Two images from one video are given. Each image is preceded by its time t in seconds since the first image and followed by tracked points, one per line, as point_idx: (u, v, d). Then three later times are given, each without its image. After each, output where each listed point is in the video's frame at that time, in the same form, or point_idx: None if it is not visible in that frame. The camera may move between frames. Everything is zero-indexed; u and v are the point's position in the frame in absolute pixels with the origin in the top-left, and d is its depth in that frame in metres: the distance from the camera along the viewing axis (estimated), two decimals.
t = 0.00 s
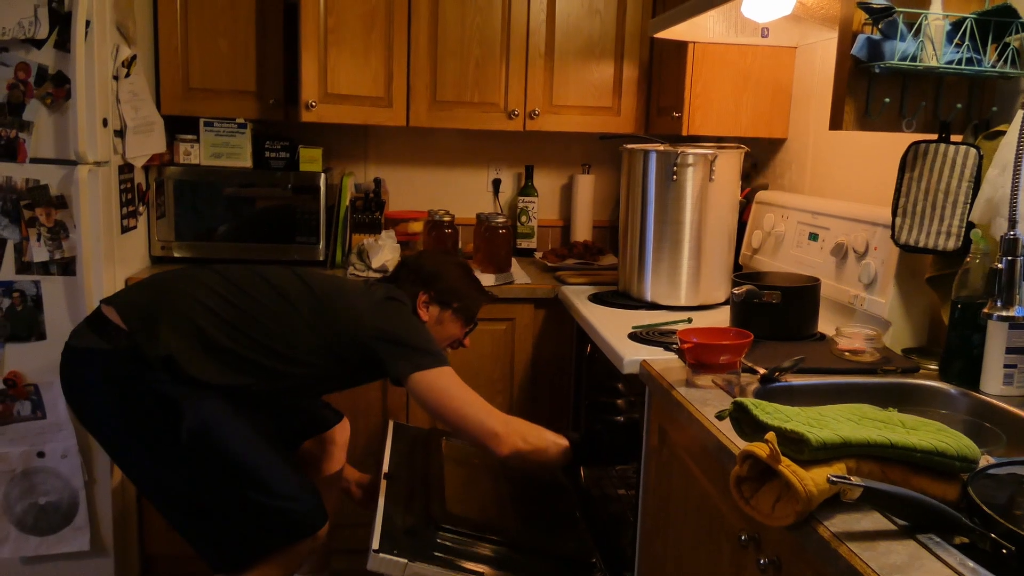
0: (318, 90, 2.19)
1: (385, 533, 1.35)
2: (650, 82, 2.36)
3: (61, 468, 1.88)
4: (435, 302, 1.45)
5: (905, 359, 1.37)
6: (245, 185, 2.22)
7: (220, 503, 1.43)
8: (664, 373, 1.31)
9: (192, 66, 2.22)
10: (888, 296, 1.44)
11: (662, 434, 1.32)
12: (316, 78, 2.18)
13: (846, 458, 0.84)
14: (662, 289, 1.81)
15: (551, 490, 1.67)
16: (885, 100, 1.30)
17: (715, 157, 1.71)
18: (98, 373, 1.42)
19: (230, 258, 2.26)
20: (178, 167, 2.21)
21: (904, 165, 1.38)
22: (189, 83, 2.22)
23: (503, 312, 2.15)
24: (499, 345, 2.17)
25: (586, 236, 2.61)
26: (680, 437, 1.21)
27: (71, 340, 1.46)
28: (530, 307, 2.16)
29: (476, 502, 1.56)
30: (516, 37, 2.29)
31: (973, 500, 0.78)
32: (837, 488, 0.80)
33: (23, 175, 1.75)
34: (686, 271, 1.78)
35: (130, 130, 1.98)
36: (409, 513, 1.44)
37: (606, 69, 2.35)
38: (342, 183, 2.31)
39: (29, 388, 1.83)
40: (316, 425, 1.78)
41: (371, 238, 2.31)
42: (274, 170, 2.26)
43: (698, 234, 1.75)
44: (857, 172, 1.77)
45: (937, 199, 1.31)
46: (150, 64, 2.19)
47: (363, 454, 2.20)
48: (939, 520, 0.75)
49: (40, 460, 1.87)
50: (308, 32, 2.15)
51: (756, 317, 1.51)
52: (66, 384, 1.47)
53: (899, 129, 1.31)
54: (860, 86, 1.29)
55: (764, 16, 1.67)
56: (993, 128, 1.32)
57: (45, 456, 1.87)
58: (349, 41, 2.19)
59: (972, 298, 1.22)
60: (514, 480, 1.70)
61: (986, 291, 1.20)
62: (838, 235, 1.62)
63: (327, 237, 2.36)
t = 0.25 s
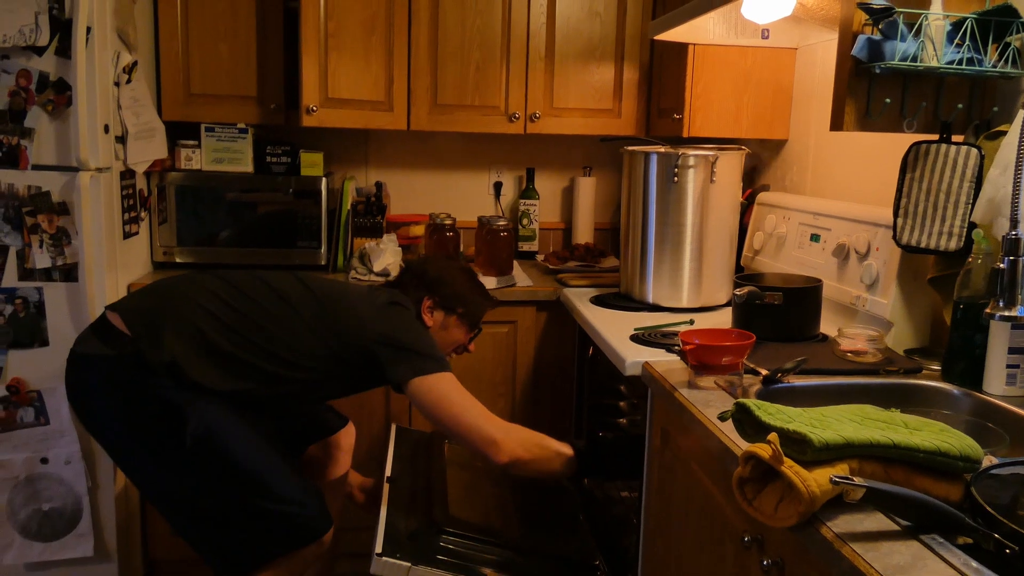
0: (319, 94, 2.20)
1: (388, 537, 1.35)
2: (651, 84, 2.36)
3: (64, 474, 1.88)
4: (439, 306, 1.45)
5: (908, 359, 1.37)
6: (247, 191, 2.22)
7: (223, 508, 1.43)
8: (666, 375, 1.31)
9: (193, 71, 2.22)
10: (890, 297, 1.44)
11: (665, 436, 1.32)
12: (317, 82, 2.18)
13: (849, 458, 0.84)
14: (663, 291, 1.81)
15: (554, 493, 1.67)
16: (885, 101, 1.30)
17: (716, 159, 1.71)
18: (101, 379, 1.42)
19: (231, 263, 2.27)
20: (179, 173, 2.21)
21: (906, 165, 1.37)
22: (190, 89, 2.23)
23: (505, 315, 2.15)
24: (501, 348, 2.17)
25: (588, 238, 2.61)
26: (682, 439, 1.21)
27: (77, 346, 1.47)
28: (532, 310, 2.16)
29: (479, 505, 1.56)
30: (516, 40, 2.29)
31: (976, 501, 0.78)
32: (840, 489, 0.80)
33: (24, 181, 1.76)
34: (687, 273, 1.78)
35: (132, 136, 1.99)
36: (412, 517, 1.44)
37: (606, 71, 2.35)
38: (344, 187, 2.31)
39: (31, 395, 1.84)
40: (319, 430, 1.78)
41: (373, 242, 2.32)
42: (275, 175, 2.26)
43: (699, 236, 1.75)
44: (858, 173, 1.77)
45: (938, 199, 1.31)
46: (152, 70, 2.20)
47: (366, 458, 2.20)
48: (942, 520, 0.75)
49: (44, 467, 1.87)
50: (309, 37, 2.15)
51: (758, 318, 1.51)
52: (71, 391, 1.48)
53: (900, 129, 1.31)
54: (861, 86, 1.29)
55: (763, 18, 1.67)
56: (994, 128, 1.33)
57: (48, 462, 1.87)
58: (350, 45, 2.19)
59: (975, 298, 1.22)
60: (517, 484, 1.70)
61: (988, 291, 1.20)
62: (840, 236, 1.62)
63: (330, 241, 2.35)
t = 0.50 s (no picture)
0: (320, 96, 2.20)
1: (388, 539, 1.35)
2: (653, 86, 2.36)
3: (64, 475, 1.88)
4: (444, 309, 1.45)
5: (908, 363, 1.37)
6: (248, 192, 2.23)
7: (224, 509, 1.43)
8: (667, 378, 1.31)
9: (195, 73, 2.22)
10: (891, 300, 1.44)
11: (666, 439, 1.31)
12: (319, 84, 2.19)
13: (849, 461, 0.84)
14: (664, 294, 1.81)
15: (554, 496, 1.67)
16: (886, 104, 1.30)
17: (717, 162, 1.71)
18: (103, 380, 1.42)
19: (232, 264, 2.27)
20: (181, 175, 2.21)
21: (907, 168, 1.37)
22: (192, 91, 2.23)
23: (506, 317, 2.15)
24: (502, 350, 2.17)
25: (589, 241, 2.61)
26: (683, 442, 1.21)
27: (81, 345, 1.47)
28: (533, 312, 2.16)
29: (479, 508, 1.56)
30: (517, 42, 2.29)
31: (976, 504, 0.78)
32: (840, 492, 0.80)
33: (26, 182, 1.76)
34: (688, 276, 1.78)
35: (133, 138, 1.99)
36: (412, 519, 1.44)
37: (607, 74, 2.35)
38: (345, 189, 2.31)
39: (32, 395, 1.84)
40: (320, 432, 1.78)
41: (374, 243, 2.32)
42: (276, 176, 2.26)
43: (700, 239, 1.75)
44: (859, 177, 1.77)
45: (940, 202, 1.30)
46: (154, 71, 2.20)
47: (367, 460, 2.20)
48: (942, 523, 0.75)
49: (44, 467, 1.87)
50: (311, 39, 2.15)
51: (758, 321, 1.51)
52: (75, 391, 1.48)
53: (902, 133, 1.31)
54: (862, 89, 1.29)
55: (765, 20, 1.67)
56: (995, 132, 1.33)
57: (48, 463, 1.87)
58: (352, 47, 2.20)
59: (976, 301, 1.22)
60: (518, 486, 1.69)
61: (989, 294, 1.20)
62: (841, 239, 1.62)
63: (330, 242, 2.34)
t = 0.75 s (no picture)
0: (320, 100, 2.20)
1: (390, 542, 1.35)
2: (653, 88, 2.36)
3: (66, 480, 1.88)
4: (449, 309, 1.45)
5: (910, 363, 1.37)
6: (248, 196, 2.23)
7: (226, 511, 1.43)
8: (668, 379, 1.31)
9: (195, 77, 2.23)
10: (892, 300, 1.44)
11: (668, 441, 1.31)
12: (318, 87, 2.19)
13: (852, 461, 0.84)
14: (665, 295, 1.81)
15: (556, 498, 1.67)
16: (886, 104, 1.31)
17: (717, 162, 1.71)
18: (104, 384, 1.42)
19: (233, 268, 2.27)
20: (181, 179, 2.21)
21: (907, 168, 1.37)
22: (191, 95, 2.23)
23: (507, 319, 2.15)
24: (503, 353, 2.17)
25: (590, 243, 2.61)
26: (685, 444, 1.21)
27: (86, 345, 1.47)
28: (534, 314, 2.16)
29: (482, 510, 1.56)
30: (516, 44, 2.29)
31: (979, 504, 0.78)
32: (843, 493, 0.80)
33: (26, 188, 1.76)
34: (689, 276, 1.78)
35: (134, 142, 1.99)
36: (414, 522, 1.43)
37: (607, 76, 2.35)
38: (345, 192, 2.31)
39: (33, 400, 1.84)
40: (321, 435, 1.78)
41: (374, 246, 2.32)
42: (277, 180, 2.26)
43: (701, 239, 1.75)
44: (859, 177, 1.77)
45: (940, 202, 1.30)
46: (154, 76, 2.21)
47: (368, 462, 2.20)
48: (944, 524, 0.75)
49: (45, 472, 1.87)
50: (310, 43, 2.16)
51: (759, 321, 1.51)
52: (80, 393, 1.48)
53: (902, 133, 1.32)
54: (862, 89, 1.29)
55: (764, 20, 1.67)
56: (995, 131, 1.32)
57: (50, 468, 1.87)
58: (351, 51, 2.20)
59: (977, 301, 1.21)
60: (520, 488, 1.69)
61: (990, 294, 1.20)
62: (842, 239, 1.62)
63: (330, 245, 2.34)
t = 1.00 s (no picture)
0: (322, 101, 2.20)
1: (392, 544, 1.35)
2: (654, 89, 2.36)
3: (68, 482, 1.89)
4: (453, 309, 1.45)
5: (912, 364, 1.37)
6: (250, 199, 2.23)
7: (229, 512, 1.43)
8: (671, 380, 1.30)
9: (197, 79, 2.23)
10: (895, 301, 1.44)
11: (670, 442, 1.31)
12: (320, 89, 2.19)
13: (855, 462, 0.83)
14: (667, 296, 1.81)
15: (558, 499, 1.66)
16: (888, 104, 1.30)
17: (719, 163, 1.71)
18: (107, 385, 1.42)
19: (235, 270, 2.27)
20: (183, 182, 2.21)
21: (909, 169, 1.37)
22: (194, 98, 2.23)
23: (510, 320, 2.15)
24: (505, 354, 2.17)
25: (592, 244, 2.61)
26: (687, 445, 1.21)
27: (91, 345, 1.47)
28: (536, 316, 2.16)
29: (484, 512, 1.56)
30: (518, 46, 2.30)
31: (982, 506, 0.78)
32: (846, 494, 0.80)
33: (29, 190, 1.76)
34: (692, 277, 1.78)
35: (136, 145, 1.99)
36: (416, 523, 1.43)
37: (609, 77, 2.35)
38: (347, 194, 2.31)
39: (36, 403, 1.84)
40: (323, 437, 1.78)
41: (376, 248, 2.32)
42: (278, 183, 2.25)
43: (703, 240, 1.75)
44: (861, 178, 1.76)
45: (943, 203, 1.30)
46: (156, 78, 2.21)
47: (370, 464, 2.20)
48: (948, 525, 0.75)
49: (48, 474, 1.88)
50: (312, 45, 2.16)
51: (761, 323, 1.51)
52: (85, 394, 1.48)
53: (903, 134, 1.32)
54: (864, 90, 1.29)
55: (766, 22, 1.67)
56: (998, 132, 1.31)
57: (53, 470, 1.88)
58: (353, 53, 2.20)
59: (980, 303, 1.21)
60: (522, 490, 1.69)
61: (993, 295, 1.19)
62: (844, 240, 1.61)
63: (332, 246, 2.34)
